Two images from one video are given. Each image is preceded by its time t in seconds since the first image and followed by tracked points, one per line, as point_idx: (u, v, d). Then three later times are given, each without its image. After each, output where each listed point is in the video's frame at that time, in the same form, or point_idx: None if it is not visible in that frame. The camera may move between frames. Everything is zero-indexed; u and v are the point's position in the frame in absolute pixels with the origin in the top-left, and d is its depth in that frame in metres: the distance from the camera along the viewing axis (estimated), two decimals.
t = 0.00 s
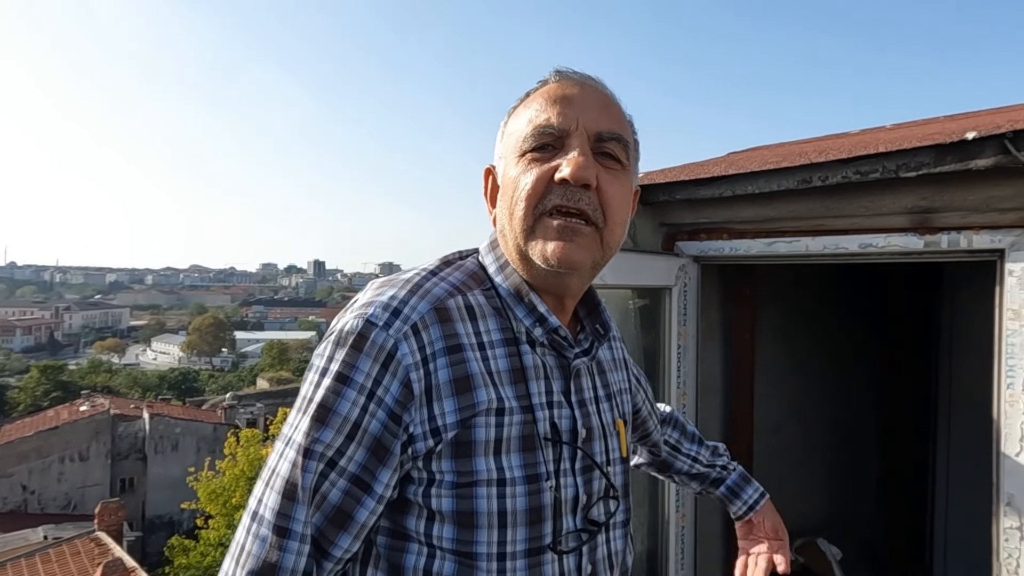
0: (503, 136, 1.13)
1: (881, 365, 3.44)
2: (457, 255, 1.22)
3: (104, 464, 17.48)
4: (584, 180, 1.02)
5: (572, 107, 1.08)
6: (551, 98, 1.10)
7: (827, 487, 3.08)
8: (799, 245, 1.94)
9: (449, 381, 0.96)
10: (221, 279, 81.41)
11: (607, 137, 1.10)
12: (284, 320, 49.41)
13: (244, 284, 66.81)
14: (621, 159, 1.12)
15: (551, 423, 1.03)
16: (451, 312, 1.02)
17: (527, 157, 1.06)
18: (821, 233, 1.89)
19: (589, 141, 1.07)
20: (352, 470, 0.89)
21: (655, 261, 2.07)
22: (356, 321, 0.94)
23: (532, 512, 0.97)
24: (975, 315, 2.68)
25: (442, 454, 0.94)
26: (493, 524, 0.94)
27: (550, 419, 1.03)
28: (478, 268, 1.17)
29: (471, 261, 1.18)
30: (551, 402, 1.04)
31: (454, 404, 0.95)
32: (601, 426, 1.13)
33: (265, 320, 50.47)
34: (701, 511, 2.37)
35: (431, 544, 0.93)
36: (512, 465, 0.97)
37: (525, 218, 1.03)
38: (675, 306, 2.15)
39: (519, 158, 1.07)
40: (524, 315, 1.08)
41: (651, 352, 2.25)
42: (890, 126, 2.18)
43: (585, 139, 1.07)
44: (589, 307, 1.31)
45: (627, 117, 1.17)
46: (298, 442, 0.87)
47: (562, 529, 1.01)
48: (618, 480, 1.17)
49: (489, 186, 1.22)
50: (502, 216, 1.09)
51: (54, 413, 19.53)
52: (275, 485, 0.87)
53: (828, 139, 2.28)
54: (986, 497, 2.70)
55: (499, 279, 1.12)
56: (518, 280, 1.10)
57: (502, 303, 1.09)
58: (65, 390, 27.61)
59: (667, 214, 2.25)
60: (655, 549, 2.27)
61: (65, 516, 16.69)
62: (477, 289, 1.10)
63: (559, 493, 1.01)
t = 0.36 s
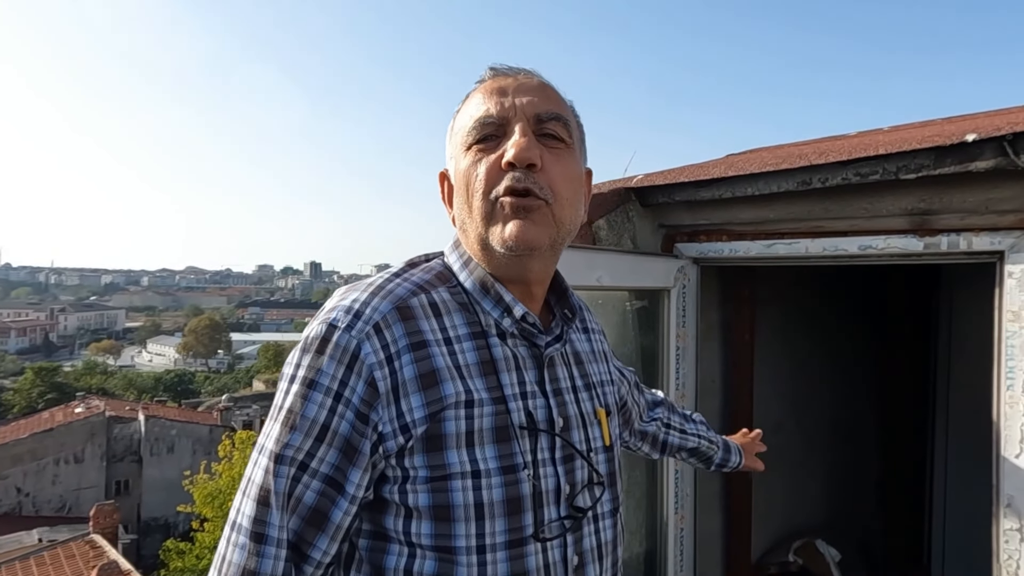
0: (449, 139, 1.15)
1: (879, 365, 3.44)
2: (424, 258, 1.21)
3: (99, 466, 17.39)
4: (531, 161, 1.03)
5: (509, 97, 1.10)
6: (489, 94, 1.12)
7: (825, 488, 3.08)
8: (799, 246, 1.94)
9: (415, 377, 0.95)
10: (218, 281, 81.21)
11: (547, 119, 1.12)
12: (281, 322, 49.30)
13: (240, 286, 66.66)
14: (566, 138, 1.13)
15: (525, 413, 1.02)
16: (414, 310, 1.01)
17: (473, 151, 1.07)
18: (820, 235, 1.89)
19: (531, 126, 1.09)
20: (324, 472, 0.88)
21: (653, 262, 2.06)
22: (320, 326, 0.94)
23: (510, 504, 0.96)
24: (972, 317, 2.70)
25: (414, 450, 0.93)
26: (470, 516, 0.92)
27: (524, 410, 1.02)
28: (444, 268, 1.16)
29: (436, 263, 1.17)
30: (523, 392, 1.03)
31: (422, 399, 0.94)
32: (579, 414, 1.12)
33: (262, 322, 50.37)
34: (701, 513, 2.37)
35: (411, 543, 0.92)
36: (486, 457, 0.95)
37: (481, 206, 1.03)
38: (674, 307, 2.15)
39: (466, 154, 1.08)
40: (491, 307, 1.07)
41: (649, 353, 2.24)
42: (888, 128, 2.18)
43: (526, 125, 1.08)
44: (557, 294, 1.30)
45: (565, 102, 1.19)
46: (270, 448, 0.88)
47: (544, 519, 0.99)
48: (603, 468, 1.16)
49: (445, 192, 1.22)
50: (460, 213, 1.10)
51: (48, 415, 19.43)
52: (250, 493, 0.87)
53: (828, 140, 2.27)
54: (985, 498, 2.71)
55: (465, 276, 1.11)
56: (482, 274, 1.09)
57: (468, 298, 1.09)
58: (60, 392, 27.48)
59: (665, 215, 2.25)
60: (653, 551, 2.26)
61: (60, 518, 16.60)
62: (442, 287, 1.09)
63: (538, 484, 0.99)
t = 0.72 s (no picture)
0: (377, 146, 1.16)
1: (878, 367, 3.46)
2: (372, 267, 1.21)
3: (95, 468, 17.31)
4: (453, 155, 1.04)
5: (425, 95, 1.11)
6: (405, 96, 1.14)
7: (824, 490, 3.09)
8: (798, 248, 1.94)
9: (366, 387, 0.94)
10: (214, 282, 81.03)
11: (465, 110, 1.12)
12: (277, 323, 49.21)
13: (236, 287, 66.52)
14: (489, 125, 1.13)
15: (486, 409, 1.01)
16: (361, 320, 1.00)
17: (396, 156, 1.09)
18: (819, 237, 1.90)
19: (450, 120, 1.09)
20: (285, 491, 0.88)
21: (651, 264, 2.05)
22: (268, 347, 0.94)
23: (477, 503, 0.95)
24: (972, 317, 2.71)
25: (373, 460, 0.91)
26: (437, 520, 0.91)
27: (484, 406, 1.02)
28: (391, 274, 1.16)
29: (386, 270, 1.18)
30: (483, 390, 1.03)
31: (375, 408, 0.93)
32: (544, 407, 1.12)
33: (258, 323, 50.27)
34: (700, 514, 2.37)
35: (381, 554, 0.90)
36: (448, 459, 0.94)
37: (413, 209, 1.05)
38: (672, 309, 2.14)
39: (391, 161, 1.10)
40: (441, 306, 1.07)
41: (647, 355, 2.23)
42: (885, 130, 2.18)
43: (444, 120, 1.09)
44: (508, 286, 1.31)
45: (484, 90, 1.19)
46: (232, 477, 0.89)
47: (516, 516, 0.98)
48: (576, 458, 1.15)
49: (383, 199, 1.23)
50: (397, 219, 1.12)
51: (44, 417, 19.33)
52: (216, 523, 0.89)
53: (826, 141, 2.28)
54: (984, 499, 2.72)
55: (411, 279, 1.11)
56: (427, 274, 1.09)
57: (417, 302, 1.08)
58: (55, 394, 27.35)
59: (664, 217, 2.25)
60: (651, 553, 2.26)
61: (55, 520, 16.52)
62: (389, 293, 1.08)
63: (505, 480, 0.99)
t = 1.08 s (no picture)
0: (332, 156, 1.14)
1: (875, 369, 3.46)
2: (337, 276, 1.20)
3: (90, 470, 17.23)
4: (407, 169, 1.02)
5: (375, 103, 1.08)
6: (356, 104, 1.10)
7: (823, 492, 3.10)
8: (797, 251, 1.94)
9: (327, 397, 0.93)
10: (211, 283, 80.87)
11: (418, 117, 1.08)
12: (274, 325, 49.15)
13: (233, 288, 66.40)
14: (444, 131, 1.09)
15: (453, 413, 1.00)
16: (321, 330, 0.98)
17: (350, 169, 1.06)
18: (818, 240, 1.91)
19: (403, 129, 1.06)
20: (249, 503, 0.88)
21: (647, 267, 2.05)
22: (227, 361, 0.93)
23: (444, 509, 0.93)
24: (970, 319, 2.72)
25: (336, 469, 0.90)
26: (403, 527, 0.90)
27: (452, 410, 1.00)
28: (355, 282, 1.15)
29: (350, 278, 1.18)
30: (449, 394, 1.02)
31: (336, 418, 0.92)
32: (515, 409, 1.11)
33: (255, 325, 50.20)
34: (700, 516, 2.38)
35: (349, 564, 0.90)
36: (414, 465, 0.93)
37: (370, 223, 1.04)
38: (670, 311, 2.14)
39: (345, 173, 1.08)
40: (404, 312, 1.06)
41: (644, 358, 2.21)
42: (883, 134, 2.19)
43: (396, 130, 1.06)
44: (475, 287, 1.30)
45: (440, 91, 1.14)
46: (195, 492, 0.89)
47: (487, 521, 0.97)
48: (550, 459, 1.16)
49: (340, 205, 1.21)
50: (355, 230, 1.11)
51: (39, 418, 19.22)
52: (182, 538, 0.90)
53: (825, 145, 2.29)
54: (983, 500, 2.73)
55: (372, 286, 1.10)
56: (388, 281, 1.08)
57: (380, 308, 1.07)
58: (50, 396, 27.24)
59: (664, 219, 2.25)
60: (649, 555, 2.26)
61: (50, 522, 16.42)
62: (351, 301, 1.07)
63: (474, 485, 0.97)
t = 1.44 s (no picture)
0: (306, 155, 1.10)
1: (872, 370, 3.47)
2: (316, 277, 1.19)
3: (87, 472, 17.17)
4: (386, 171, 1.00)
5: (350, 102, 1.05)
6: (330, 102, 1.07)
7: (821, 493, 3.11)
8: (795, 252, 1.95)
9: (308, 398, 0.92)
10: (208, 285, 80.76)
11: (395, 116, 1.05)
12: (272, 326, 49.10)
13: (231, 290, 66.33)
14: (422, 129, 1.07)
15: (437, 410, 1.00)
16: (300, 330, 0.97)
17: (326, 169, 1.04)
18: (816, 241, 1.91)
19: (380, 129, 1.04)
20: (229, 508, 0.88)
21: (643, 267, 2.05)
22: (204, 364, 0.92)
23: (429, 506, 0.93)
24: (966, 320, 2.73)
25: (319, 469, 0.90)
26: (388, 526, 0.90)
27: (436, 408, 1.00)
28: (333, 281, 1.13)
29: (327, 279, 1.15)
30: (433, 391, 1.02)
31: (318, 418, 0.91)
32: (500, 405, 1.11)
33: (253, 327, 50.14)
34: (697, 517, 2.38)
35: (333, 564, 0.89)
36: (398, 463, 0.93)
37: (348, 225, 1.02)
38: (667, 311, 2.14)
39: (321, 173, 1.05)
40: (384, 312, 1.05)
41: (640, 358, 2.21)
42: (881, 135, 2.20)
43: (373, 130, 1.03)
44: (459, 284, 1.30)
45: (416, 87, 1.12)
46: (172, 498, 0.89)
47: (473, 518, 0.97)
48: (536, 455, 1.16)
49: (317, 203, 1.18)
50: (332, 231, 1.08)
51: (35, 420, 19.16)
52: (160, 545, 0.89)
53: (824, 146, 2.30)
54: (979, 500, 2.73)
55: (352, 286, 1.09)
56: (368, 281, 1.07)
57: (360, 308, 1.06)
58: (46, 396, 27.11)
59: (662, 220, 2.25)
60: (645, 555, 2.25)
61: (46, 524, 16.36)
62: (331, 302, 1.06)
63: (459, 482, 0.97)
